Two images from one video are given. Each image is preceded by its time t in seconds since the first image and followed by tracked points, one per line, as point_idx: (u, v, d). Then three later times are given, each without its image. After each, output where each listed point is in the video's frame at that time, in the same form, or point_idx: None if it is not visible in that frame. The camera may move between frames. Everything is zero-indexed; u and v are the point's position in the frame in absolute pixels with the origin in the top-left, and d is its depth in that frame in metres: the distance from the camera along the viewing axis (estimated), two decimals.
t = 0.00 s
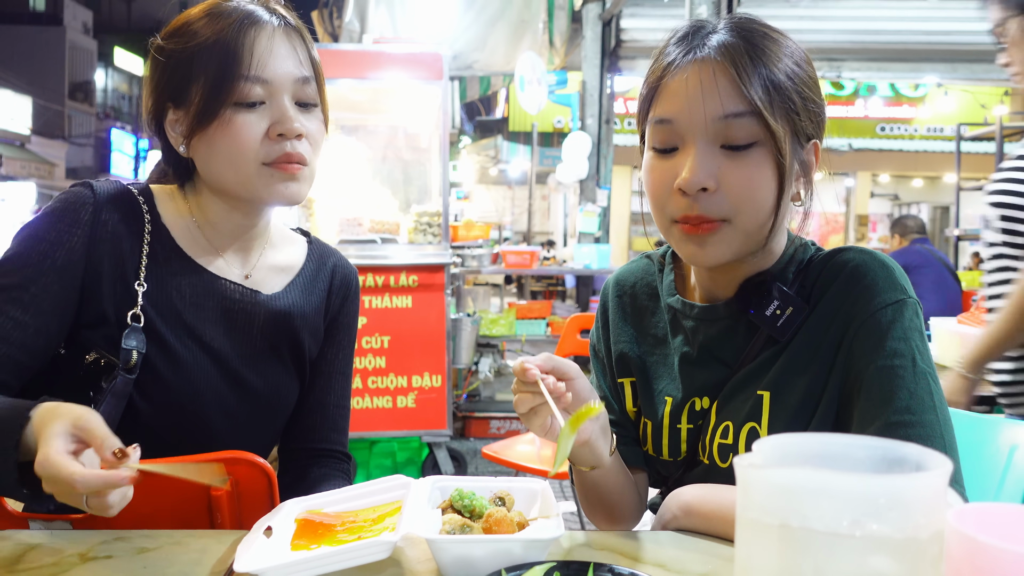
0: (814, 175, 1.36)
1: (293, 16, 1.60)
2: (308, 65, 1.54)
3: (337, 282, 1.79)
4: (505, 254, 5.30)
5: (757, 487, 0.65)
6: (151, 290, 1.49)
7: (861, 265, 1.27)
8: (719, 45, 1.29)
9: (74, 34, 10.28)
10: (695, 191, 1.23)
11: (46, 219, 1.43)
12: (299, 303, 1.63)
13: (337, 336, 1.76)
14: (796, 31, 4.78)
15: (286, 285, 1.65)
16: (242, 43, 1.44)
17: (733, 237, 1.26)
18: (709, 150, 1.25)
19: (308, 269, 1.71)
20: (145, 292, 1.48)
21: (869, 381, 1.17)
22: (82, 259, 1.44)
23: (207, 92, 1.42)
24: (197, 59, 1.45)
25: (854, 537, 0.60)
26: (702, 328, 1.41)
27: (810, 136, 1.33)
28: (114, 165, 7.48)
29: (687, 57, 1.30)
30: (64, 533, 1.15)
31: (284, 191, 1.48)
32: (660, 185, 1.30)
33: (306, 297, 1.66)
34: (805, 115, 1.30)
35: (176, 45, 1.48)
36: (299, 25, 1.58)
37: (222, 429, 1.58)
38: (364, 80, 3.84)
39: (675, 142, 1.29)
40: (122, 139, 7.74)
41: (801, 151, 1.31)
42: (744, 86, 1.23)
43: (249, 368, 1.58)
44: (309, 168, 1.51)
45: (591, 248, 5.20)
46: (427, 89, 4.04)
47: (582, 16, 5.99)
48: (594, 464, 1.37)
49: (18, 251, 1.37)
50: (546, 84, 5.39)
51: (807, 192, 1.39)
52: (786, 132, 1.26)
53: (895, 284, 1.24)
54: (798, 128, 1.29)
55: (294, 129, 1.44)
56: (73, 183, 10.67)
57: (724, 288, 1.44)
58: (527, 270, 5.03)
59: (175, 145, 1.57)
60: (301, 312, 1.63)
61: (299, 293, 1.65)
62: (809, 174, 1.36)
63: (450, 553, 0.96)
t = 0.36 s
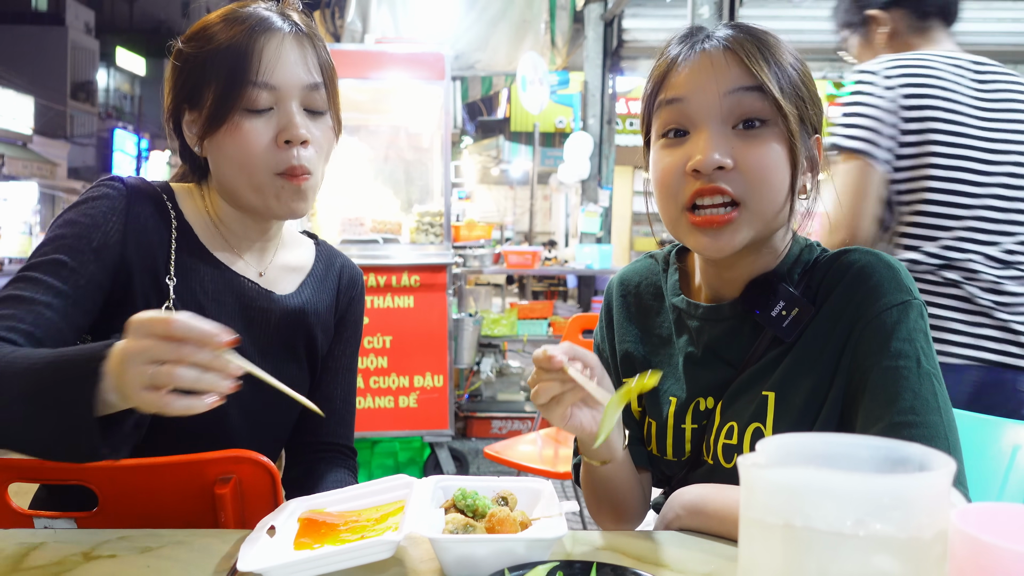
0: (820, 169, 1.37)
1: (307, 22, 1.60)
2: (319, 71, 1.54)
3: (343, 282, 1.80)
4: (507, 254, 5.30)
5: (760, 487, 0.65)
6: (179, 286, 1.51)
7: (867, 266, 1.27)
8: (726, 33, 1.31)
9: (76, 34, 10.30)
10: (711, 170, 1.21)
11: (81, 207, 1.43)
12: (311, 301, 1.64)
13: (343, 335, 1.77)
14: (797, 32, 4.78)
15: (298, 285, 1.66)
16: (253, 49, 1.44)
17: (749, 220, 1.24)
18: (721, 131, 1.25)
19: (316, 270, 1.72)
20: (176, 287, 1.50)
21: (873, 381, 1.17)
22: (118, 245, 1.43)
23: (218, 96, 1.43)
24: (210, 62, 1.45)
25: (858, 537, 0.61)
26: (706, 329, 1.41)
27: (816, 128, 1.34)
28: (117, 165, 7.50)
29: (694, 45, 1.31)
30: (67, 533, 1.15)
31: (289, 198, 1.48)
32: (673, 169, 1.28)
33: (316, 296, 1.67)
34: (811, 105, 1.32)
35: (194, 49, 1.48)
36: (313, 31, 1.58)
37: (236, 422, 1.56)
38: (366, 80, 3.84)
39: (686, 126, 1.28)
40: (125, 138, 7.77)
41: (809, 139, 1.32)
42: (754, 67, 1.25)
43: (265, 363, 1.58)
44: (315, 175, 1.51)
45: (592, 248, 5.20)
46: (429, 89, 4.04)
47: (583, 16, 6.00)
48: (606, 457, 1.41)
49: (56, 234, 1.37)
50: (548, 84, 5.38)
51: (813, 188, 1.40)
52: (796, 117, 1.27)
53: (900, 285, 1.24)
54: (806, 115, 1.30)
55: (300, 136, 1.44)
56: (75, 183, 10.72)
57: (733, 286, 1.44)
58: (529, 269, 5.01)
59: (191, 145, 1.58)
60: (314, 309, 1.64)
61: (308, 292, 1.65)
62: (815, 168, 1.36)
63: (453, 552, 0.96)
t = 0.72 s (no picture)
0: (811, 173, 1.36)
1: (308, 20, 1.59)
2: (320, 70, 1.53)
3: (340, 278, 1.82)
4: (505, 255, 5.30)
5: (756, 487, 0.65)
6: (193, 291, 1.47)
7: (859, 266, 1.27)
8: (718, 35, 1.30)
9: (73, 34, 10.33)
10: (690, 172, 1.22)
11: (114, 200, 1.37)
12: (311, 302, 1.65)
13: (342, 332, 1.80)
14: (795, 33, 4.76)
15: (296, 287, 1.67)
16: (254, 48, 1.43)
17: (728, 223, 1.24)
18: (704, 134, 1.24)
19: (313, 269, 1.73)
20: (189, 293, 1.46)
21: (866, 381, 1.17)
22: (156, 241, 1.39)
23: (219, 95, 1.42)
24: (209, 62, 1.44)
25: (853, 537, 0.60)
26: (701, 328, 1.41)
27: (807, 131, 1.33)
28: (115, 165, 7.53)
29: (684, 47, 1.31)
30: (64, 533, 1.15)
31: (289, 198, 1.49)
32: (656, 170, 1.29)
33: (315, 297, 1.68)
34: (801, 108, 1.31)
35: (194, 46, 1.47)
36: (314, 29, 1.57)
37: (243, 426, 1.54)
38: (363, 82, 3.84)
39: (671, 128, 1.29)
40: (122, 140, 7.81)
41: (798, 143, 1.31)
42: (740, 71, 1.24)
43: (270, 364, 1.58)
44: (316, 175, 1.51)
45: (590, 249, 5.20)
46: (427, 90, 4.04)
47: (581, 18, 6.00)
48: (581, 400, 1.45)
49: (101, 221, 1.30)
50: (545, 85, 5.36)
51: (803, 191, 1.39)
52: (783, 122, 1.26)
53: (893, 285, 1.24)
54: (794, 120, 1.29)
55: (302, 136, 1.44)
56: (74, 184, 10.76)
57: (726, 286, 1.43)
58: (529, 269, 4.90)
59: (191, 143, 1.57)
60: (314, 309, 1.66)
61: (308, 294, 1.66)
62: (806, 172, 1.35)
63: (450, 553, 0.96)
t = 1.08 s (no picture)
0: (794, 174, 1.34)
1: (319, 24, 1.59)
2: (332, 75, 1.53)
3: (346, 284, 1.83)
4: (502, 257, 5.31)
5: (748, 489, 0.65)
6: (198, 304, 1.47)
7: (853, 267, 1.27)
8: (696, 37, 1.31)
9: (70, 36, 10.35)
10: (658, 167, 1.25)
11: (124, 202, 1.37)
12: (317, 310, 1.65)
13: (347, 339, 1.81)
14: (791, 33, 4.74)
15: (301, 294, 1.67)
16: (266, 51, 1.43)
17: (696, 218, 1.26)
18: (676, 130, 1.26)
19: (319, 275, 1.73)
20: (195, 305, 1.46)
21: (860, 383, 1.17)
22: (164, 244, 1.39)
23: (228, 97, 1.41)
24: (218, 63, 1.44)
25: (845, 538, 0.60)
26: (695, 331, 1.40)
27: (787, 133, 1.31)
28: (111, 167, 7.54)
29: (663, 47, 1.33)
30: (60, 536, 1.15)
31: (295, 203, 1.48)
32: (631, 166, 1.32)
33: (319, 303, 1.68)
34: (780, 109, 1.29)
35: (202, 47, 1.46)
36: (323, 33, 1.57)
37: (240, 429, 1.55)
38: (361, 83, 3.84)
39: (646, 126, 1.31)
40: (119, 141, 7.82)
41: (775, 144, 1.29)
42: (713, 70, 1.25)
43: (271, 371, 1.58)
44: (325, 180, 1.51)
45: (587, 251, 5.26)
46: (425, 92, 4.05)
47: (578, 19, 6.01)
48: (584, 387, 1.47)
49: (114, 221, 1.30)
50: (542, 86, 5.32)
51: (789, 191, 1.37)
52: (757, 122, 1.25)
53: (887, 287, 1.24)
54: (772, 119, 1.28)
55: (312, 142, 1.44)
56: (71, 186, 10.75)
57: (718, 288, 1.43)
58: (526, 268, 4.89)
59: (195, 147, 1.55)
60: (320, 318, 1.66)
61: (313, 301, 1.66)
62: (788, 172, 1.33)
63: (445, 555, 0.96)
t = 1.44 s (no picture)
0: (782, 164, 1.33)
1: (316, 27, 1.59)
2: (328, 78, 1.52)
3: (341, 286, 1.83)
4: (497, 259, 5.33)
5: (740, 491, 0.65)
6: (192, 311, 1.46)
7: (869, 270, 1.27)
8: (649, 57, 1.31)
9: (65, 37, 10.34)
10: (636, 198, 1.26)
11: (120, 205, 1.37)
12: (311, 312, 1.66)
13: (342, 339, 1.82)
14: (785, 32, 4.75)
15: (295, 295, 1.68)
16: (262, 54, 1.42)
17: (680, 236, 1.26)
18: (646, 155, 1.27)
19: (313, 278, 1.73)
20: (189, 310, 1.45)
21: (870, 384, 1.18)
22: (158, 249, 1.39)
23: (224, 100, 1.41)
24: (212, 67, 1.43)
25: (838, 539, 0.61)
26: (705, 336, 1.40)
27: (765, 127, 1.30)
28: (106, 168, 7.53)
29: (622, 72, 1.34)
30: (53, 538, 1.14)
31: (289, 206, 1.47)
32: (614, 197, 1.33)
33: (314, 305, 1.68)
34: (747, 109, 1.28)
35: (197, 50, 1.46)
36: (320, 36, 1.57)
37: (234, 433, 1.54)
38: (355, 84, 3.84)
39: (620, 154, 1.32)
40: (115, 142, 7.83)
41: (752, 143, 1.29)
42: (667, 90, 1.25)
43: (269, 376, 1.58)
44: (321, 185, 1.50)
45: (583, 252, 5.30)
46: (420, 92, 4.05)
47: (573, 19, 6.02)
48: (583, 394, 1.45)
49: (107, 223, 1.30)
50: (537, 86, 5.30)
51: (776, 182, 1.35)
52: (723, 130, 1.25)
53: (901, 288, 1.25)
54: (741, 121, 1.27)
55: (308, 146, 1.43)
56: (67, 187, 10.72)
57: (724, 293, 1.43)
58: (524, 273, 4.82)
59: (191, 151, 1.55)
60: (315, 320, 1.66)
61: (307, 304, 1.66)
62: (775, 165, 1.33)
63: (440, 556, 0.96)
